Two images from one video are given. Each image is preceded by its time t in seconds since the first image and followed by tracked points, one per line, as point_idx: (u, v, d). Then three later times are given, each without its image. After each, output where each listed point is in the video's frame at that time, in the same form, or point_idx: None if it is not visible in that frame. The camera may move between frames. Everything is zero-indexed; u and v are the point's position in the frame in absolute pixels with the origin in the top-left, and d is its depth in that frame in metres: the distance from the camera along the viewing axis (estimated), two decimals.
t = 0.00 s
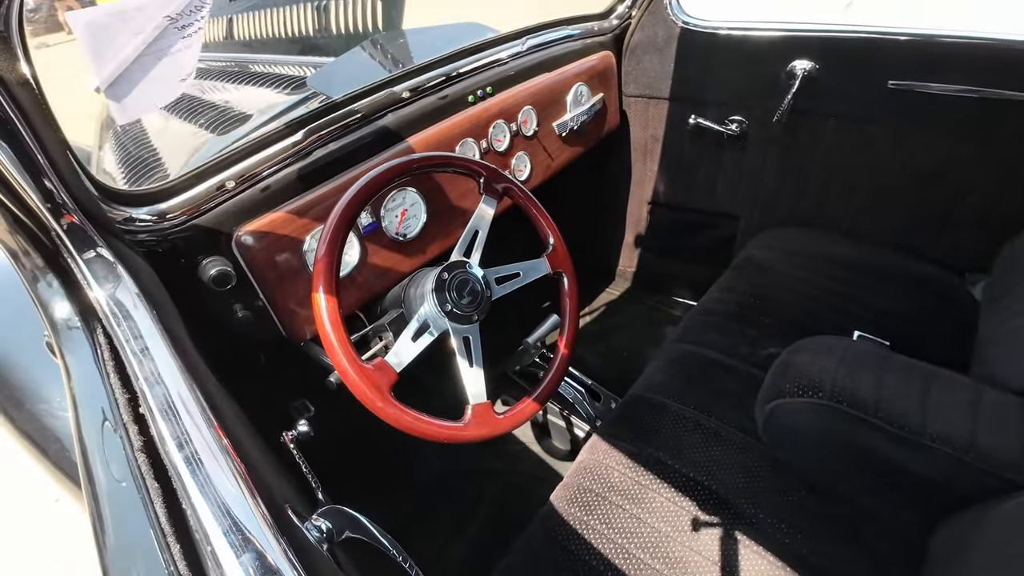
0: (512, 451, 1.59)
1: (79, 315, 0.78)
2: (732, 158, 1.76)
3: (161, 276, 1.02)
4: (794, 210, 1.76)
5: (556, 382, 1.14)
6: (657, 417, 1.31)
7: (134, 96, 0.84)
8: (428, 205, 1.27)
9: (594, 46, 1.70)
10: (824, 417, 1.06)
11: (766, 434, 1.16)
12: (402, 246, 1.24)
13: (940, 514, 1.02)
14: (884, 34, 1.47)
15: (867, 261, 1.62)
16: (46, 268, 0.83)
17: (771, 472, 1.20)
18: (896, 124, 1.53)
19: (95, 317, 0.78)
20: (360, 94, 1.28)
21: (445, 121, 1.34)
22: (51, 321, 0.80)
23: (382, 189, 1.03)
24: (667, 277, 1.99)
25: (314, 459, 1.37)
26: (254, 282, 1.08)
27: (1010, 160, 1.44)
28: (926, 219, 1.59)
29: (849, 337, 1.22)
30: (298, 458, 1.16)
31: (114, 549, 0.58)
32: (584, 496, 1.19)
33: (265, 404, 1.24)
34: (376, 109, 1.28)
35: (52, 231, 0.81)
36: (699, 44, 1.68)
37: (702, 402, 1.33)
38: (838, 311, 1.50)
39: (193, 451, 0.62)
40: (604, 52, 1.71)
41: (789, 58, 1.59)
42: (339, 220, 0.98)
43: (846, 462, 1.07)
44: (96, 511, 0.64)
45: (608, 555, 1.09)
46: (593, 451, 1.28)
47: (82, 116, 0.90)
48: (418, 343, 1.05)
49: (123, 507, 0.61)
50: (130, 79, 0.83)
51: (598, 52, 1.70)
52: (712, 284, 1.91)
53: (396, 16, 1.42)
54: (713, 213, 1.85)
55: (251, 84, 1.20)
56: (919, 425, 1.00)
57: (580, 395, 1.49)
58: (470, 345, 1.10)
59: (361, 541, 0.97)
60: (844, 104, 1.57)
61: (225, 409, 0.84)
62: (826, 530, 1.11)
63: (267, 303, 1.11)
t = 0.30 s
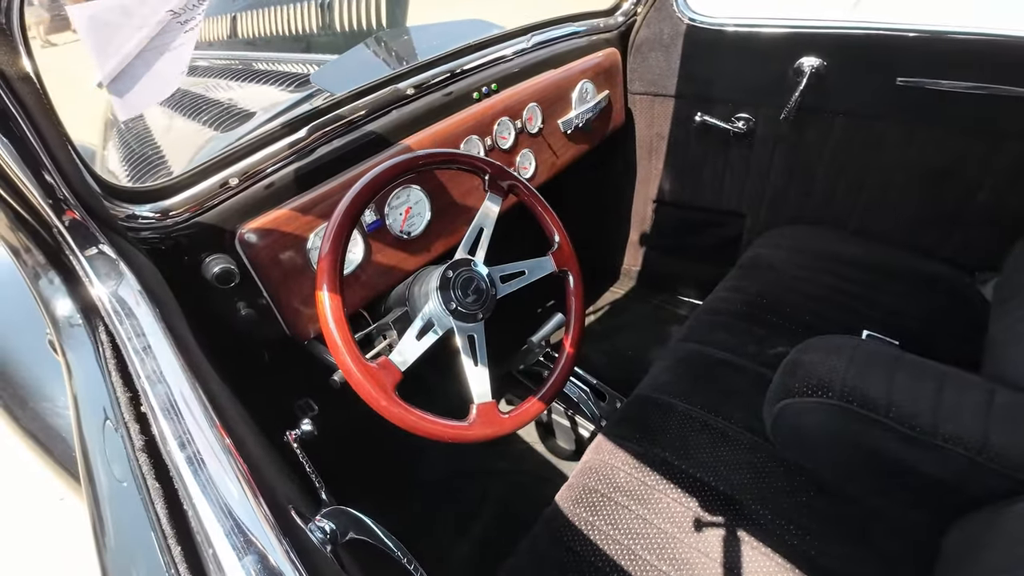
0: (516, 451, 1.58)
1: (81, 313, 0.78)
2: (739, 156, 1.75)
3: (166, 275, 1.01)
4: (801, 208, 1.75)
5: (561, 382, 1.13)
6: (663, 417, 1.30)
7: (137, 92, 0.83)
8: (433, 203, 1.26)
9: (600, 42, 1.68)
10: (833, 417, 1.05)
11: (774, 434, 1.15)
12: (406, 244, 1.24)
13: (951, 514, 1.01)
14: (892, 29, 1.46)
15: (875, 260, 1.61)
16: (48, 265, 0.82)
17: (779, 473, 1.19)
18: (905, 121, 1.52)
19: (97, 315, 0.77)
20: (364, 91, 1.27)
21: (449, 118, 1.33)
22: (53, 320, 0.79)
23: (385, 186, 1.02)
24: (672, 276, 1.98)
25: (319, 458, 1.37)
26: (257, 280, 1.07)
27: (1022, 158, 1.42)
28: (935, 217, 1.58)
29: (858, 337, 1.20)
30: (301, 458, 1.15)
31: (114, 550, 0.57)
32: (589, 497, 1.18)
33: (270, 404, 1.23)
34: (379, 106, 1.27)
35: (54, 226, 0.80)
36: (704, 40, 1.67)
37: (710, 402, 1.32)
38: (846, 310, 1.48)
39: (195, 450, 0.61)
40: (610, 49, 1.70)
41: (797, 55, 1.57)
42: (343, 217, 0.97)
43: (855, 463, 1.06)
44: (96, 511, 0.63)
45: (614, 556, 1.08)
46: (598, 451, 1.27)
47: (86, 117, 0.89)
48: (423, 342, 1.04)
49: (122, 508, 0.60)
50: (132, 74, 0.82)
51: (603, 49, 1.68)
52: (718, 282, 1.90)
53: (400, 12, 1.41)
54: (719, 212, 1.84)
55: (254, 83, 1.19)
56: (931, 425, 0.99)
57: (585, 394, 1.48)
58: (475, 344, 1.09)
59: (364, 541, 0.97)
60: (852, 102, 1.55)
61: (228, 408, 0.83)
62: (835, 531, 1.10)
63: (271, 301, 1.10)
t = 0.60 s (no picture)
0: (515, 447, 1.57)
1: (71, 301, 0.76)
2: (738, 151, 1.73)
3: (160, 267, 1.00)
4: (801, 202, 1.74)
5: (561, 376, 1.12)
6: (663, 412, 1.29)
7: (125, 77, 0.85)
8: (430, 195, 1.25)
9: (599, 36, 1.67)
10: (837, 412, 1.04)
11: (777, 429, 1.14)
12: (404, 237, 1.22)
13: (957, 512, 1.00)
14: (892, 22, 1.44)
15: (876, 255, 1.60)
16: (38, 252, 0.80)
17: (780, 468, 1.17)
18: (906, 114, 1.50)
19: (87, 304, 0.75)
20: (361, 81, 1.24)
21: (447, 110, 1.32)
22: (42, 308, 0.77)
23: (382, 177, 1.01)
24: (672, 272, 1.97)
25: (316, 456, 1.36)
26: (253, 272, 1.06)
27: None
28: (937, 211, 1.56)
29: (861, 331, 1.19)
30: (297, 451, 1.14)
31: (98, 543, 0.55)
32: (589, 492, 1.17)
33: (267, 399, 1.21)
34: (377, 97, 1.25)
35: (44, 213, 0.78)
36: (704, 34, 1.65)
37: (710, 397, 1.30)
38: (847, 305, 1.47)
39: (184, 440, 0.59)
40: (609, 43, 1.68)
41: (797, 48, 1.55)
42: (339, 208, 0.95)
43: (860, 458, 1.05)
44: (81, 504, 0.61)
45: (614, 552, 1.07)
46: (598, 447, 1.26)
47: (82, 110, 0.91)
48: (419, 336, 1.03)
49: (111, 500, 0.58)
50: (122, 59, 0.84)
51: (602, 44, 1.67)
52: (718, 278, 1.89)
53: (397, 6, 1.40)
54: (719, 207, 1.83)
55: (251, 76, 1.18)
56: (936, 419, 0.98)
57: (585, 390, 1.46)
58: (473, 336, 1.08)
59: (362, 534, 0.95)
60: (852, 96, 1.54)
61: (221, 400, 0.82)
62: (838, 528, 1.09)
63: (267, 294, 1.08)
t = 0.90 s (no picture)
0: (515, 441, 1.57)
1: (73, 286, 0.75)
2: (736, 145, 1.74)
3: (162, 257, 1.00)
4: (799, 197, 1.75)
5: (561, 366, 1.12)
6: (663, 403, 1.29)
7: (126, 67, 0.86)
8: (431, 186, 1.25)
9: (597, 30, 1.68)
10: (836, 400, 1.04)
11: (776, 418, 1.15)
12: (403, 228, 1.22)
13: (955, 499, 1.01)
14: (888, 16, 1.45)
15: (873, 248, 1.61)
16: (39, 236, 0.80)
17: (779, 458, 1.18)
18: (902, 108, 1.51)
19: (89, 289, 0.75)
20: (361, 74, 1.25)
21: (447, 102, 1.32)
22: (42, 292, 0.77)
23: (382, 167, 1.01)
24: (670, 267, 1.97)
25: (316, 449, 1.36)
26: (254, 262, 1.06)
27: (1018, 145, 1.42)
28: (934, 204, 1.57)
29: (860, 320, 1.19)
30: (300, 437, 1.14)
31: (108, 521, 0.55)
32: (589, 482, 1.17)
33: (269, 392, 1.21)
34: (376, 89, 1.25)
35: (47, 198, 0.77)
36: (700, 29, 1.66)
37: (710, 388, 1.31)
38: (845, 298, 1.48)
39: (188, 419, 0.58)
40: (607, 38, 1.69)
41: (793, 43, 1.56)
42: (340, 197, 0.95)
43: (860, 445, 1.06)
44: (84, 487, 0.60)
45: (615, 540, 1.08)
46: (597, 438, 1.26)
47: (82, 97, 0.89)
48: (420, 323, 1.02)
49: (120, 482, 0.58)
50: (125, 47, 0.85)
51: (599, 38, 1.67)
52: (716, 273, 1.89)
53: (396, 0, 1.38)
54: (717, 203, 1.84)
55: (249, 70, 1.15)
56: (935, 406, 0.98)
57: (584, 384, 1.48)
58: (474, 326, 1.07)
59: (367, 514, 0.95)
60: (848, 90, 1.55)
61: (225, 386, 0.81)
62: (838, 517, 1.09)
63: (267, 285, 1.08)
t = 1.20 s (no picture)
0: (519, 433, 1.59)
1: (101, 267, 0.76)
2: (732, 142, 1.78)
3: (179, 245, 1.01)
4: (794, 192, 1.78)
5: (570, 353, 1.14)
6: (668, 391, 1.32)
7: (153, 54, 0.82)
8: (439, 178, 1.27)
9: (596, 29, 1.71)
10: (838, 382, 1.07)
11: (779, 401, 1.18)
12: (413, 219, 1.24)
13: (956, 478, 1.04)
14: (879, 14, 1.50)
15: (868, 241, 1.64)
16: (68, 218, 0.80)
17: (784, 442, 1.20)
18: (895, 104, 1.56)
19: (118, 270, 0.76)
20: (371, 67, 1.27)
21: (453, 96, 1.34)
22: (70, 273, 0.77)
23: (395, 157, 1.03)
24: (668, 263, 2.00)
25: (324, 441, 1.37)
26: (268, 252, 1.07)
27: (1007, 139, 1.47)
28: (926, 197, 1.62)
29: (861, 307, 1.22)
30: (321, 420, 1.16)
31: (159, 486, 0.57)
32: (598, 467, 1.19)
33: (281, 383, 1.21)
34: (385, 82, 1.27)
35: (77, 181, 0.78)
36: (697, 27, 1.70)
37: (714, 374, 1.34)
38: (842, 288, 1.52)
39: (229, 389, 0.58)
40: (606, 36, 1.72)
41: (788, 40, 1.61)
42: (355, 187, 0.97)
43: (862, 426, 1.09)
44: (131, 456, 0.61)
45: (625, 522, 1.10)
46: (605, 425, 1.28)
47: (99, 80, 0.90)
48: (433, 311, 1.04)
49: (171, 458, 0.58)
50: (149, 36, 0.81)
51: (598, 36, 1.71)
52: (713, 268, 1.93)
53: None
54: (715, 198, 1.87)
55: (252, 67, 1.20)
56: (935, 386, 1.02)
57: (587, 374, 1.50)
58: (485, 312, 1.09)
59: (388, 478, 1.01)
60: (842, 87, 1.59)
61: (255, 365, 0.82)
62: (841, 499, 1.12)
63: (282, 275, 1.10)
